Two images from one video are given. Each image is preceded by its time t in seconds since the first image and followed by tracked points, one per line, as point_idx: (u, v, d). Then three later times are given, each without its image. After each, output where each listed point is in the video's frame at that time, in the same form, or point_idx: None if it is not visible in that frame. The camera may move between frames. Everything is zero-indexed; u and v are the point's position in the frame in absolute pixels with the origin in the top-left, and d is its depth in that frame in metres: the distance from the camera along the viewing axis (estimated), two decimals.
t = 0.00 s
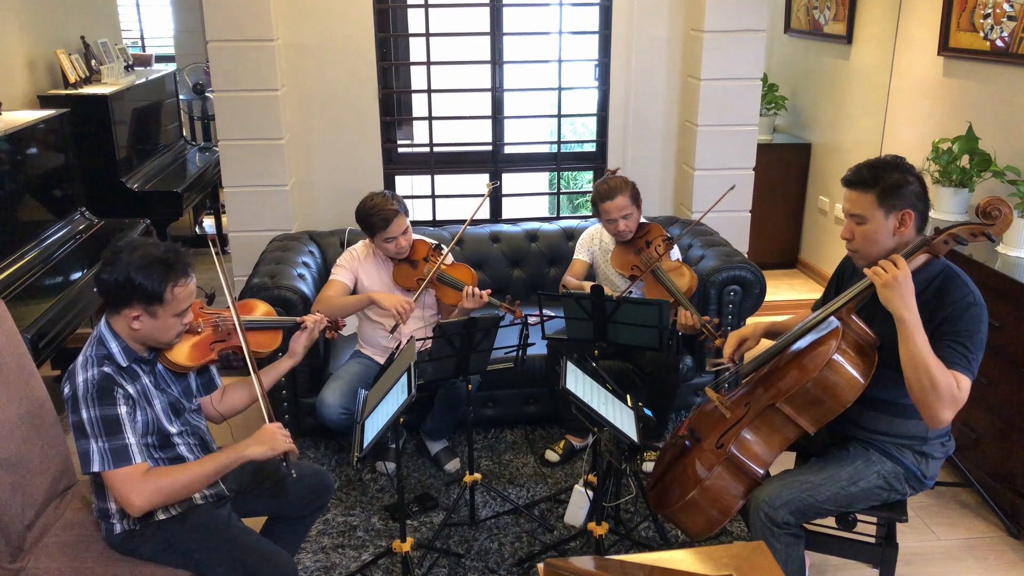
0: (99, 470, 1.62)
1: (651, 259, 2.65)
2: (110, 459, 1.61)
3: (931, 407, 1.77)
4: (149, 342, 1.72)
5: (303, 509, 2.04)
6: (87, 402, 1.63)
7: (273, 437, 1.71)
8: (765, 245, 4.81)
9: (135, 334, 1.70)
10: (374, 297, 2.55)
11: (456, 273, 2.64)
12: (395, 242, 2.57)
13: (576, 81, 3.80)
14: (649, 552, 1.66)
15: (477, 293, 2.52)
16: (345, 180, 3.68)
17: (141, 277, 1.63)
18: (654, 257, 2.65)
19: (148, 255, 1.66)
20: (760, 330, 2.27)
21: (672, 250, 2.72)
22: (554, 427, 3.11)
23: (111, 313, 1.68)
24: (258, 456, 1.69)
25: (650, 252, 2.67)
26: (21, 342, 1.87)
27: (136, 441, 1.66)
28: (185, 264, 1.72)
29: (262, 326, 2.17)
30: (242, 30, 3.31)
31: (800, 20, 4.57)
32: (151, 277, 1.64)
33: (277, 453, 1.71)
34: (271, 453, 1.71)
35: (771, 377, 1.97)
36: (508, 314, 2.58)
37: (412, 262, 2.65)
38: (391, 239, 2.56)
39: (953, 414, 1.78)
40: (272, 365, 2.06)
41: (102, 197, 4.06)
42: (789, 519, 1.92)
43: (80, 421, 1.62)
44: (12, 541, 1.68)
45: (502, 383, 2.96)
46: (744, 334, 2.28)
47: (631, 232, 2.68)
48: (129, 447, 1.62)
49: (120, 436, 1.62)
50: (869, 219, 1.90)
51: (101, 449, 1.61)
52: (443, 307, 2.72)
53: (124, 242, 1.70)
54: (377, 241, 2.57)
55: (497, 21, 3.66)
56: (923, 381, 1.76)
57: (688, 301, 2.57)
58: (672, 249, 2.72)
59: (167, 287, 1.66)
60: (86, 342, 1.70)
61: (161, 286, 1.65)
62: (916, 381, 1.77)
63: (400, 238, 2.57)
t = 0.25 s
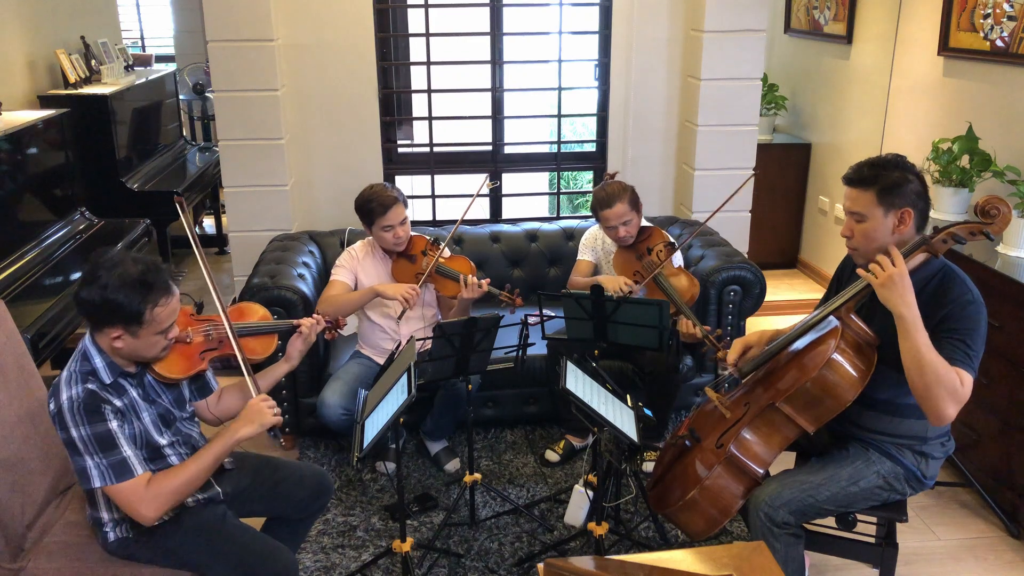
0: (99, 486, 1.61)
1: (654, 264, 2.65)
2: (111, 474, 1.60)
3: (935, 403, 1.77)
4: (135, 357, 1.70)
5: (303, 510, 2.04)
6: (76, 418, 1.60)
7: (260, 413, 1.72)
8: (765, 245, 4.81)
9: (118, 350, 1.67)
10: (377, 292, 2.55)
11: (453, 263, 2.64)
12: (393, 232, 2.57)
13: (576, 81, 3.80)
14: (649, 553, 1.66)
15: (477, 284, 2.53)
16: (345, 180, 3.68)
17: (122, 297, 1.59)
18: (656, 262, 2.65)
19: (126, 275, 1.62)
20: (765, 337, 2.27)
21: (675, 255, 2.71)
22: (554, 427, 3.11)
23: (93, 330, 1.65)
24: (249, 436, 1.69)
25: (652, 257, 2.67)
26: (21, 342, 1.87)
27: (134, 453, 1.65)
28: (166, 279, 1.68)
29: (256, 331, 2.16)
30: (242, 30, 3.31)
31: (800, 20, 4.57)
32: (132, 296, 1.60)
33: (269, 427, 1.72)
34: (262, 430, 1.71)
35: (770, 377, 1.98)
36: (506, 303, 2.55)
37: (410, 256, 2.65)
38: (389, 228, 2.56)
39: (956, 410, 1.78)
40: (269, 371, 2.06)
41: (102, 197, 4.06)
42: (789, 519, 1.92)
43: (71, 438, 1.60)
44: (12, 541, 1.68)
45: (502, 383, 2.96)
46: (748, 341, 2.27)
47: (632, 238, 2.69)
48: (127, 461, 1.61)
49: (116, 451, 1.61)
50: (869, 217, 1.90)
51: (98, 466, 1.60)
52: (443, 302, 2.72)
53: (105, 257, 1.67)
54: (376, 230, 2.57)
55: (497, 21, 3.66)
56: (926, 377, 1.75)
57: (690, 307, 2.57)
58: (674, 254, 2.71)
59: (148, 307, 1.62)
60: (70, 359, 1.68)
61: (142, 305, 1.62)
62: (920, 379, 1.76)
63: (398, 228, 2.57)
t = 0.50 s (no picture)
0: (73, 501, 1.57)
1: (658, 262, 2.65)
2: (83, 491, 1.56)
3: (940, 398, 1.76)
4: (121, 365, 1.66)
5: (302, 512, 2.04)
6: (56, 430, 1.57)
7: (248, 449, 1.63)
8: (765, 245, 4.81)
9: (104, 358, 1.64)
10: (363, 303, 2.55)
11: (455, 261, 2.64)
12: (396, 229, 2.57)
13: (576, 81, 3.80)
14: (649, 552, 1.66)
15: (480, 280, 2.52)
16: (344, 180, 3.68)
17: (101, 306, 1.55)
18: (660, 261, 2.65)
19: (107, 283, 1.58)
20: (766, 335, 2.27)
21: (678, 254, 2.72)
22: (554, 427, 3.11)
23: (77, 339, 1.62)
24: (230, 471, 1.62)
25: (656, 255, 2.68)
26: (21, 342, 1.87)
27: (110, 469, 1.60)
28: (148, 287, 1.63)
29: (251, 339, 2.14)
30: (242, 30, 3.31)
31: (800, 20, 4.57)
32: (113, 304, 1.56)
33: (252, 467, 1.63)
34: (245, 467, 1.63)
35: (770, 377, 1.98)
36: (508, 298, 2.57)
37: (412, 254, 2.65)
38: (392, 224, 2.56)
39: (962, 403, 1.78)
40: (269, 378, 2.05)
41: (102, 197, 4.06)
42: (789, 519, 1.92)
43: (50, 450, 1.56)
44: (12, 541, 1.68)
45: (502, 383, 2.96)
46: (747, 337, 2.28)
47: (637, 234, 2.68)
48: (100, 478, 1.56)
49: (91, 467, 1.57)
50: (874, 214, 1.90)
51: (72, 481, 1.55)
52: (444, 300, 2.72)
53: (88, 263, 1.64)
54: (378, 226, 2.57)
55: (497, 21, 3.66)
56: (932, 373, 1.75)
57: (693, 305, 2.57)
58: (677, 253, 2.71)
59: (129, 314, 1.58)
60: (59, 365, 1.65)
61: (123, 314, 1.58)
62: (924, 373, 1.76)
63: (402, 224, 2.57)
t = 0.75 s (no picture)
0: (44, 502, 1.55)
1: (659, 260, 2.65)
2: (52, 495, 1.53)
3: (937, 405, 1.77)
4: (117, 366, 1.66)
5: (302, 514, 2.04)
6: (40, 428, 1.56)
7: (225, 508, 1.64)
8: (765, 245, 4.81)
9: (100, 359, 1.63)
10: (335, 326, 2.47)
11: (458, 267, 2.64)
12: (401, 235, 2.57)
13: (576, 81, 3.80)
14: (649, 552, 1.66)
15: (482, 288, 2.50)
16: (344, 179, 3.68)
17: (93, 307, 1.55)
18: (662, 259, 2.65)
19: (101, 283, 1.57)
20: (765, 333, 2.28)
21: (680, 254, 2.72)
22: (554, 427, 3.11)
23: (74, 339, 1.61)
24: (200, 527, 1.62)
25: (657, 254, 2.67)
26: (21, 342, 1.87)
27: (85, 476, 1.57)
28: (142, 288, 1.62)
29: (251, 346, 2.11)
30: (242, 30, 3.31)
31: (800, 20, 4.57)
32: (105, 304, 1.55)
33: (224, 528, 1.63)
34: (216, 526, 1.63)
35: (770, 377, 1.98)
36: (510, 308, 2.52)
37: (415, 257, 2.66)
38: (398, 231, 2.56)
39: (958, 412, 1.78)
40: (269, 387, 2.04)
41: (102, 197, 4.06)
42: (788, 519, 1.92)
43: (32, 447, 1.55)
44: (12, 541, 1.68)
45: (502, 383, 2.96)
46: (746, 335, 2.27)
47: (638, 232, 2.68)
48: (68, 485, 1.54)
49: (63, 471, 1.54)
50: (870, 218, 1.90)
51: (45, 481, 1.53)
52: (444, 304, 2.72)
53: (84, 263, 1.63)
54: (383, 231, 2.57)
55: (497, 21, 3.66)
56: (931, 380, 1.75)
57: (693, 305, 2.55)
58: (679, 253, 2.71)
59: (121, 315, 1.57)
60: (57, 361, 1.65)
61: (115, 315, 1.57)
62: (922, 380, 1.77)
63: (406, 231, 2.57)
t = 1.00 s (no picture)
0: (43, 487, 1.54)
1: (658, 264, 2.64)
2: (50, 478, 1.53)
3: (948, 404, 1.77)
4: (124, 351, 1.67)
5: (302, 513, 2.04)
6: (44, 411, 1.58)
7: (206, 552, 1.54)
8: (765, 245, 4.81)
9: (108, 343, 1.65)
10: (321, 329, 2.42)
11: (461, 269, 2.64)
12: (405, 237, 2.57)
13: (576, 81, 3.80)
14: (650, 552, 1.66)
15: (485, 291, 2.49)
16: (344, 179, 3.68)
17: (105, 285, 1.57)
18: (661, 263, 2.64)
19: (113, 263, 1.59)
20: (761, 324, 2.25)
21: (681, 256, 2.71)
22: (554, 427, 3.11)
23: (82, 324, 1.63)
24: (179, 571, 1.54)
25: (656, 258, 2.67)
26: (21, 341, 1.86)
27: (85, 460, 1.58)
28: (153, 270, 1.65)
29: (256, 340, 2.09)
30: (242, 30, 3.31)
31: (800, 20, 4.57)
32: (116, 283, 1.57)
33: (202, 571, 1.54)
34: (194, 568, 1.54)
35: (770, 377, 1.97)
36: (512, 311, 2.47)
37: (419, 259, 2.65)
38: (402, 233, 2.56)
39: (969, 410, 1.78)
40: (271, 385, 2.03)
41: (102, 197, 4.06)
42: (788, 519, 1.92)
43: (37, 432, 1.57)
44: (12, 541, 1.68)
45: (502, 383, 2.96)
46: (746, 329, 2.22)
47: (637, 237, 2.68)
48: (68, 467, 1.54)
49: (63, 454, 1.55)
50: (872, 216, 1.90)
51: (46, 464, 1.53)
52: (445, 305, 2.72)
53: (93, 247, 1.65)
54: (388, 233, 2.57)
55: (497, 21, 3.66)
56: (940, 380, 1.75)
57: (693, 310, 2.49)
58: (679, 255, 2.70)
59: (132, 295, 1.59)
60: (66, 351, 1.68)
61: (126, 294, 1.58)
62: (931, 379, 1.76)
63: (411, 233, 2.57)
